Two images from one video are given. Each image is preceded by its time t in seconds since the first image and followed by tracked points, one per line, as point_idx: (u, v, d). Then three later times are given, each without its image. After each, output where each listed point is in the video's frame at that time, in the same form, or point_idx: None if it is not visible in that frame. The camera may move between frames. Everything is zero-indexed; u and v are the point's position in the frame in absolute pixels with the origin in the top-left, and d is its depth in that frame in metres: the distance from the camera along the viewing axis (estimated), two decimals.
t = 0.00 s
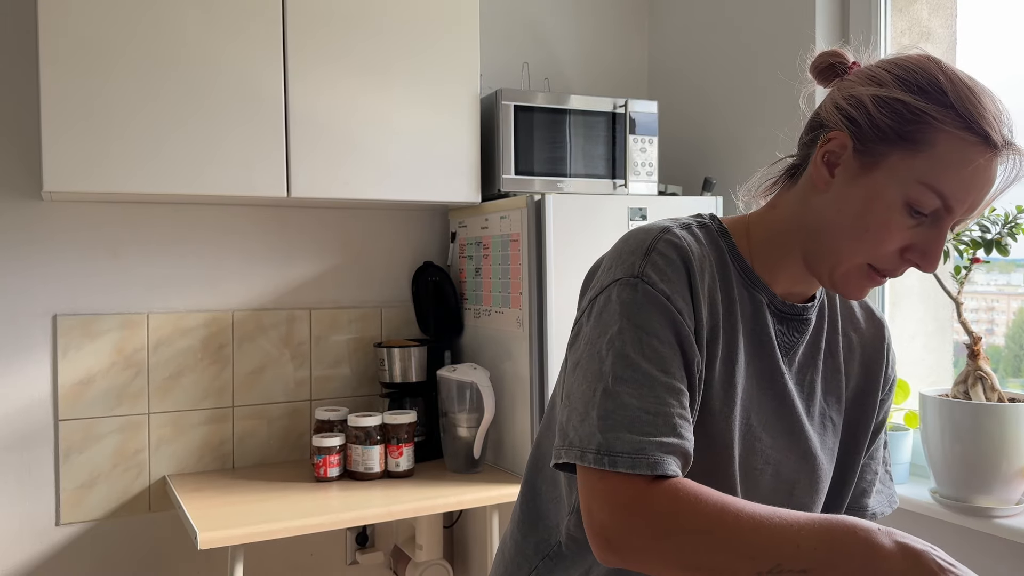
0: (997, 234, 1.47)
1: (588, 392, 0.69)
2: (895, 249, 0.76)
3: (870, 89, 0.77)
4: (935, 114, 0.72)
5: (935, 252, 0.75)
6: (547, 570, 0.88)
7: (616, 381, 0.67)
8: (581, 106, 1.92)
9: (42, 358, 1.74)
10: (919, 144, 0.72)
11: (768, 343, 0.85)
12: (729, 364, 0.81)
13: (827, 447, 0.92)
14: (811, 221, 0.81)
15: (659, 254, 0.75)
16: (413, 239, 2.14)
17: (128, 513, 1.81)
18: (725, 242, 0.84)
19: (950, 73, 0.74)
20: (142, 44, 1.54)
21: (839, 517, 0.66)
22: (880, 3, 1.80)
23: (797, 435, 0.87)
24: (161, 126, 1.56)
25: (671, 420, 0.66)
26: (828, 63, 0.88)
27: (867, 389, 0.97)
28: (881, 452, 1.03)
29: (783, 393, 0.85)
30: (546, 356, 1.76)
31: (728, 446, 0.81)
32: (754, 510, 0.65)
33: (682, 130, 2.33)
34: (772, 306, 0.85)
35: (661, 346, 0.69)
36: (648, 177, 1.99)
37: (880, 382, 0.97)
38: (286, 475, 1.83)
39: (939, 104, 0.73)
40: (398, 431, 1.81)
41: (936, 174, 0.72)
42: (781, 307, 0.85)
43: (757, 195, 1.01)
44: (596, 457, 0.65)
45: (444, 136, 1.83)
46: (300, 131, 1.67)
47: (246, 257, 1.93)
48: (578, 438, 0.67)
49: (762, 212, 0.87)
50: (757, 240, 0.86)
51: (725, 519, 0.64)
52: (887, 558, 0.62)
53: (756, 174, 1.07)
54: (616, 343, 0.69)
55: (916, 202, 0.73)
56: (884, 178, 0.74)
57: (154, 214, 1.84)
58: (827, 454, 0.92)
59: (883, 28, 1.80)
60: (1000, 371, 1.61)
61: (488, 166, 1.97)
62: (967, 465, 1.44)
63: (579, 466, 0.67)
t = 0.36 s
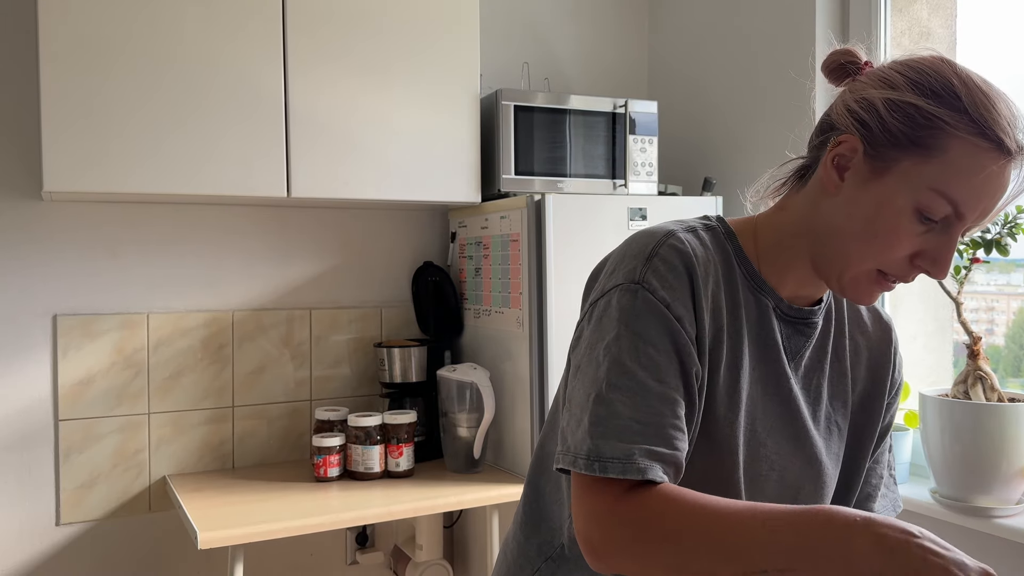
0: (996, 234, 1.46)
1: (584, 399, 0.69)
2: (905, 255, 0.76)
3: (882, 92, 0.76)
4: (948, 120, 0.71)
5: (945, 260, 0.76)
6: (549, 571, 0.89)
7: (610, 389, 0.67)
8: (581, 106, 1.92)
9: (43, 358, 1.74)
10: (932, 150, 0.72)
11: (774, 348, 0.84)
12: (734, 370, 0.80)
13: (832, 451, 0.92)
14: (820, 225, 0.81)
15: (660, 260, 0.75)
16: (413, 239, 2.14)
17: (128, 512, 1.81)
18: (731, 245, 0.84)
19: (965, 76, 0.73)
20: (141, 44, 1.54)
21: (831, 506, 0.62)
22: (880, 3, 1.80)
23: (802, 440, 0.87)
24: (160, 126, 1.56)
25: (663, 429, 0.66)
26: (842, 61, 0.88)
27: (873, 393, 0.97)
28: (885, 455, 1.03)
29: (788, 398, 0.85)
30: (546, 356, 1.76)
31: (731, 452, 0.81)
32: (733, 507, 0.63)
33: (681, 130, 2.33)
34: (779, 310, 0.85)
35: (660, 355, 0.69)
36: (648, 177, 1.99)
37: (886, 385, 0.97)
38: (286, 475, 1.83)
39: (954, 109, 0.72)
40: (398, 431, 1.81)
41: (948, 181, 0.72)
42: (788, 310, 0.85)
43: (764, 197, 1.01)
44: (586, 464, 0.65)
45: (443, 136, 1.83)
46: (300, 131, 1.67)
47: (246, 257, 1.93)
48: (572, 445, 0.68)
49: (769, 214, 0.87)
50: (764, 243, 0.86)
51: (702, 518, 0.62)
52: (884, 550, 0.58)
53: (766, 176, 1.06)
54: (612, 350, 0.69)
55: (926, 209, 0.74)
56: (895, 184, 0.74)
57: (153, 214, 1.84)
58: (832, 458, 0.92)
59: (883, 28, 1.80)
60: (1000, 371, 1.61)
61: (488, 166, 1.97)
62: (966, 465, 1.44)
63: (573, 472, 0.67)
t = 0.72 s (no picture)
0: (996, 234, 1.46)
1: (562, 407, 0.71)
2: (888, 249, 0.76)
3: (862, 83, 0.76)
4: (928, 111, 0.71)
5: (930, 252, 0.75)
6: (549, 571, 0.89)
7: (584, 398, 0.69)
8: (581, 106, 1.93)
9: (43, 358, 1.74)
10: (912, 141, 0.72)
11: (764, 346, 0.85)
12: (721, 371, 0.81)
13: (826, 446, 0.91)
14: (804, 220, 0.81)
15: (638, 265, 0.75)
16: (413, 239, 2.14)
17: (128, 512, 1.81)
18: (716, 246, 0.84)
19: (948, 64, 0.73)
20: (141, 44, 1.54)
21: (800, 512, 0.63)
22: (880, 3, 1.80)
23: (795, 438, 0.87)
24: (160, 127, 1.56)
25: (637, 438, 0.67)
26: (828, 50, 0.88)
27: (871, 384, 0.96)
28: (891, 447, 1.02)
29: (779, 396, 0.85)
30: (546, 356, 1.77)
31: (723, 452, 0.81)
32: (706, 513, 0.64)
33: (681, 130, 2.33)
34: (767, 307, 0.85)
35: (636, 362, 0.70)
36: (648, 177, 1.99)
37: (883, 375, 0.96)
38: (285, 475, 1.83)
39: (934, 99, 0.72)
40: (398, 430, 1.81)
41: (930, 172, 0.72)
42: (777, 307, 0.86)
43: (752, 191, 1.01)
44: (561, 473, 0.67)
45: (443, 136, 1.83)
46: (300, 131, 1.67)
47: (246, 257, 1.93)
48: (551, 453, 0.69)
49: (756, 210, 0.87)
50: (750, 240, 0.86)
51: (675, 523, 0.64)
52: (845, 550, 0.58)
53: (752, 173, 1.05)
54: (587, 358, 0.70)
55: (908, 201, 0.74)
56: (876, 177, 0.74)
57: (153, 214, 1.84)
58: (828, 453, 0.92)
59: (883, 28, 1.81)
60: (1000, 371, 1.61)
61: (488, 166, 1.97)
62: (966, 465, 1.44)
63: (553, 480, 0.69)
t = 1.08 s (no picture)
0: (996, 235, 1.46)
1: (534, 416, 0.73)
2: (835, 227, 0.76)
3: (789, 66, 0.78)
4: (849, 86, 0.72)
5: (877, 225, 0.74)
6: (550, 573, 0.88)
7: (552, 405, 0.71)
8: (581, 106, 1.93)
9: (42, 358, 1.74)
10: (839, 117, 0.72)
11: (732, 333, 0.85)
12: (690, 360, 0.81)
13: (812, 426, 0.90)
14: (753, 207, 0.82)
15: (595, 268, 0.78)
16: (413, 239, 2.14)
17: (128, 512, 1.81)
18: (675, 241, 0.86)
19: (869, 39, 0.74)
20: (141, 44, 1.54)
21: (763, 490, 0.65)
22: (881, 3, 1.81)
23: (774, 423, 0.86)
24: (161, 127, 1.56)
25: (609, 438, 0.69)
26: (764, 38, 0.88)
27: (856, 354, 0.94)
28: (918, 409, 0.95)
29: (751, 381, 0.85)
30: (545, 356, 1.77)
31: (698, 441, 0.80)
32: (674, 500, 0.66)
33: (680, 129, 2.34)
34: (734, 294, 0.86)
35: (599, 362, 0.72)
36: (648, 177, 2.00)
37: (868, 345, 0.94)
38: (286, 476, 1.83)
39: (855, 75, 0.73)
40: (398, 430, 1.81)
41: (862, 147, 0.72)
42: (743, 293, 0.87)
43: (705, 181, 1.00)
44: (537, 479, 0.69)
45: (443, 136, 1.83)
46: (301, 131, 1.67)
47: (246, 257, 1.93)
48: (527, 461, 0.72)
49: (712, 201, 0.88)
50: (707, 232, 0.87)
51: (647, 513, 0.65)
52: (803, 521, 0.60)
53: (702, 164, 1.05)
54: (555, 366, 0.73)
55: (847, 177, 0.73)
56: (811, 157, 0.75)
57: (153, 214, 1.84)
58: (817, 435, 0.90)
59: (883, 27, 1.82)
60: (999, 371, 1.62)
61: (488, 166, 1.97)
62: (966, 465, 1.44)
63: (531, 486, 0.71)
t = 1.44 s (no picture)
0: (996, 234, 1.46)
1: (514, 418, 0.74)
2: (813, 223, 0.75)
3: (755, 66, 0.78)
4: (815, 82, 0.72)
5: (854, 219, 0.74)
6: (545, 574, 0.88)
7: (531, 407, 0.72)
8: (581, 106, 1.93)
9: (42, 358, 1.74)
10: (807, 114, 0.73)
11: (713, 330, 0.85)
12: (670, 358, 0.82)
13: (799, 423, 0.90)
14: (730, 206, 0.82)
15: (570, 269, 0.78)
16: (414, 239, 2.14)
17: (128, 512, 1.81)
18: (654, 240, 0.86)
19: (834, 33, 0.74)
20: (142, 44, 1.54)
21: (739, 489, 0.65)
22: (880, 3, 1.82)
23: (758, 420, 0.86)
24: (161, 127, 1.56)
25: (588, 438, 0.70)
26: (736, 36, 0.88)
27: (841, 349, 0.94)
28: (906, 403, 0.95)
29: (734, 378, 0.85)
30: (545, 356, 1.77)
31: (681, 438, 0.81)
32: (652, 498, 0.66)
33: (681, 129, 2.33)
34: (714, 291, 0.86)
35: (576, 362, 0.72)
36: (648, 177, 2.00)
37: (854, 340, 0.94)
38: (286, 476, 1.83)
39: (821, 70, 0.73)
40: (398, 430, 1.81)
41: (831, 142, 0.72)
42: (724, 290, 0.87)
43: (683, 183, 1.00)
44: (518, 481, 0.70)
45: (442, 136, 1.83)
46: (301, 131, 1.67)
47: (246, 257, 1.93)
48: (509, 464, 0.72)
49: (690, 201, 0.88)
50: (686, 233, 0.87)
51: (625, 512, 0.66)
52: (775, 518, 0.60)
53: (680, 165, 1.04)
54: (533, 368, 0.73)
55: (819, 173, 0.73)
56: (782, 155, 0.75)
57: (154, 214, 1.84)
58: (804, 431, 0.90)
59: (883, 27, 1.83)
60: (999, 371, 1.62)
61: (488, 166, 1.97)
62: (966, 465, 1.44)
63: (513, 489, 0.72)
